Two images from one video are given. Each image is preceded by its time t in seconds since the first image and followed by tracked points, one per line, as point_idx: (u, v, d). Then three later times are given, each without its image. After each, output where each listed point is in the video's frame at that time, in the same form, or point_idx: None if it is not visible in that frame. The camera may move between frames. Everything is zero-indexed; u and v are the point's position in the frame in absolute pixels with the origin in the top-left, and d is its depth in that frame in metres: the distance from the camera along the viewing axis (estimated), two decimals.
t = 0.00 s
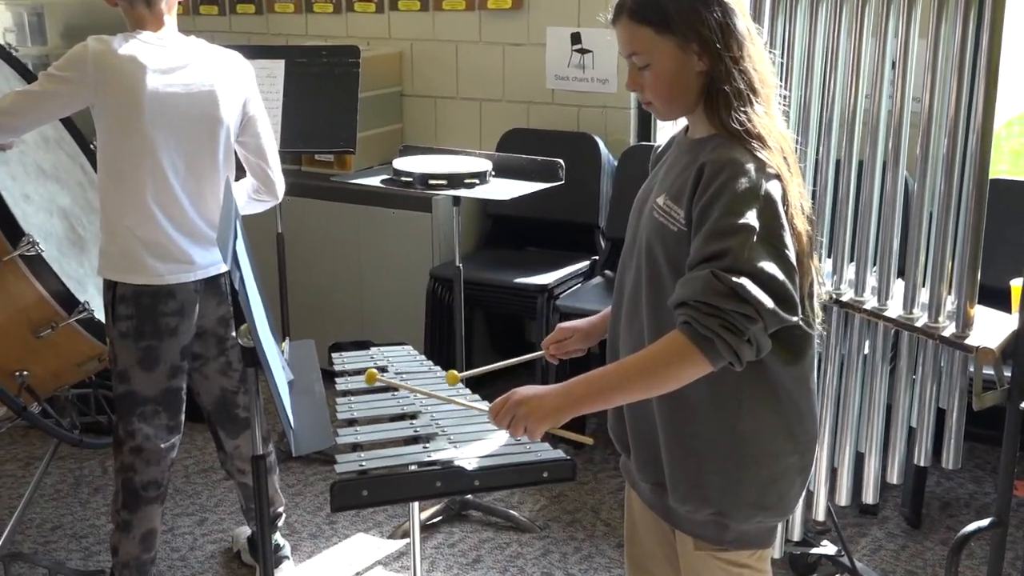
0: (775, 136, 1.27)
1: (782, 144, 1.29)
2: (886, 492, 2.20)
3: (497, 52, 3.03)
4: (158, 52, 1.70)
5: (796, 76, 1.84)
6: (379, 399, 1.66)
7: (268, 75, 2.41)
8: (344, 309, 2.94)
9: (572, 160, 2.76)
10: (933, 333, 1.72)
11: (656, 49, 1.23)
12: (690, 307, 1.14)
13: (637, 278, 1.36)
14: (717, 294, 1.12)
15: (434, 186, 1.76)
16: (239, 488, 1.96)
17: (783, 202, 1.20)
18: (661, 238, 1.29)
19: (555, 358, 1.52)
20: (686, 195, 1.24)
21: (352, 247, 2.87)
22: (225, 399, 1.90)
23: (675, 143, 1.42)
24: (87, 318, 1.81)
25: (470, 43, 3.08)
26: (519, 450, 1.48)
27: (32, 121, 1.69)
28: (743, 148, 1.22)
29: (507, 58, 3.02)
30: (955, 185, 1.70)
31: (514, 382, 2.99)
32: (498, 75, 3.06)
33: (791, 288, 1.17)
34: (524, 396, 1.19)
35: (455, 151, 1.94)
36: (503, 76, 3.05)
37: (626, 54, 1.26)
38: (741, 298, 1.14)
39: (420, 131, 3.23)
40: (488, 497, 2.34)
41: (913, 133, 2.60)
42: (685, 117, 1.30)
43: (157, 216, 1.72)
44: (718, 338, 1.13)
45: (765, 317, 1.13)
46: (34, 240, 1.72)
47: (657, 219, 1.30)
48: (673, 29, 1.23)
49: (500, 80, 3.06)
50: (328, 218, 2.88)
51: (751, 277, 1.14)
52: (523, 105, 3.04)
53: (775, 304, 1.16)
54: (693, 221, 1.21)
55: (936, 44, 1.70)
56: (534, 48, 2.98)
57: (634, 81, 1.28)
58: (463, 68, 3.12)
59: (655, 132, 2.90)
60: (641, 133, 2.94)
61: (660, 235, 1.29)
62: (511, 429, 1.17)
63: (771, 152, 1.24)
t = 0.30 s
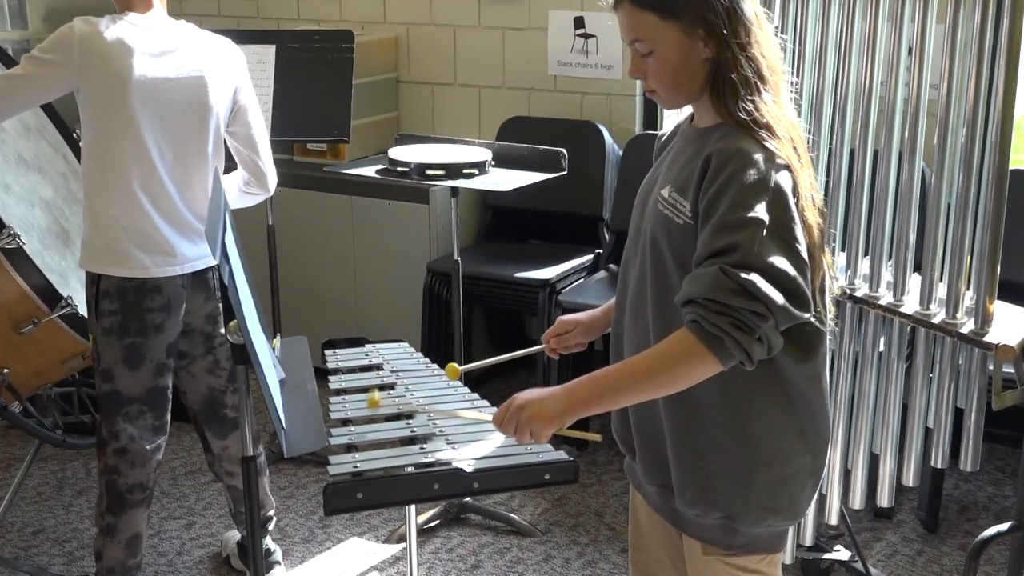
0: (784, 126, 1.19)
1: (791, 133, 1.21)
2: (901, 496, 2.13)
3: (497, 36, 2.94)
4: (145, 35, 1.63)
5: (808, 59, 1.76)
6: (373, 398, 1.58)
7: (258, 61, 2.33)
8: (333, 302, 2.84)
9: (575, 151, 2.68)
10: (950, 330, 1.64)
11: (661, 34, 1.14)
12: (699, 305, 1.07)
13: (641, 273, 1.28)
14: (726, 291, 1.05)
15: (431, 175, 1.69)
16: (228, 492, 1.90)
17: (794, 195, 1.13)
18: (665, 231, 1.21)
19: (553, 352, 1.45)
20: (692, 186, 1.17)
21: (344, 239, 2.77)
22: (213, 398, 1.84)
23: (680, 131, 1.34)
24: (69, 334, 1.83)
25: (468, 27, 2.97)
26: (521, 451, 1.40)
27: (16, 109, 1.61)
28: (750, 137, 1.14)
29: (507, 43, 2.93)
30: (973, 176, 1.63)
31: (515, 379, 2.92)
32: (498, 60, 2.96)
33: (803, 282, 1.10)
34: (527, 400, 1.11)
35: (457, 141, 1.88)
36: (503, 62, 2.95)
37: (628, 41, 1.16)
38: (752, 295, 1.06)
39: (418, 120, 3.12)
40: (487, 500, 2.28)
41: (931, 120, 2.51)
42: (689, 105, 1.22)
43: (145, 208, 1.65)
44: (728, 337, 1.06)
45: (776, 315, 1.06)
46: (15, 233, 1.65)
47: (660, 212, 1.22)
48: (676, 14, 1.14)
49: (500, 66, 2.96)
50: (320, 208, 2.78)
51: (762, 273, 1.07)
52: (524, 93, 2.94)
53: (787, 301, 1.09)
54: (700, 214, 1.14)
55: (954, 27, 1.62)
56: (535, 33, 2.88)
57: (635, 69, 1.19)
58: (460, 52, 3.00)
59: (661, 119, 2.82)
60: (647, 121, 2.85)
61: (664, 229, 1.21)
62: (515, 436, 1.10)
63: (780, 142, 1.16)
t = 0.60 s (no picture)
0: (810, 108, 1.12)
1: (817, 115, 1.14)
2: (917, 495, 2.06)
3: (498, 16, 2.83)
4: (136, 12, 1.58)
5: (824, 39, 1.68)
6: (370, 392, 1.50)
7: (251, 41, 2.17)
8: (326, 292, 2.75)
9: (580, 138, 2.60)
10: (971, 323, 1.57)
11: (679, 14, 1.06)
12: (735, 297, 1.00)
13: (655, 266, 1.20)
14: (764, 282, 0.98)
15: (430, 162, 1.64)
16: (218, 492, 1.83)
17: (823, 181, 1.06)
18: (684, 220, 1.14)
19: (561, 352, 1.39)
20: (714, 172, 1.10)
21: (340, 228, 2.68)
22: (202, 395, 1.77)
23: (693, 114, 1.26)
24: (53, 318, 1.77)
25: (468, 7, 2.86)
26: (525, 449, 1.33)
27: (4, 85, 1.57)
28: (775, 123, 1.07)
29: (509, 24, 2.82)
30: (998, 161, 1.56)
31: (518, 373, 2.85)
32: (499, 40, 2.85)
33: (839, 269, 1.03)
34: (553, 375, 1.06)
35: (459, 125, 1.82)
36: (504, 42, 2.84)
37: (642, 23, 1.08)
38: (791, 284, 1.00)
39: (416, 101, 3.00)
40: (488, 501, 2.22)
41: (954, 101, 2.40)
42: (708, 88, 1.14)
43: (135, 192, 1.60)
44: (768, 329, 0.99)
45: (817, 304, 1.00)
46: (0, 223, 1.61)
47: (678, 200, 1.15)
48: None
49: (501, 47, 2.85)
50: (315, 196, 2.69)
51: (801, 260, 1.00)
52: (529, 75, 2.83)
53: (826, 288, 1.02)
54: (725, 203, 1.07)
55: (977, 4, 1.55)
56: (538, 13, 2.78)
57: (650, 52, 1.10)
58: (460, 33, 2.89)
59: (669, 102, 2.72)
60: (655, 105, 2.75)
61: (683, 218, 1.13)
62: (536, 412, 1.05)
63: (806, 125, 1.09)
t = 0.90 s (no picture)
0: (844, 89, 1.05)
1: (850, 97, 1.07)
2: (936, 492, 1.99)
3: None
4: None
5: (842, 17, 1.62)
6: (366, 384, 1.44)
7: (243, 19, 2.04)
8: (322, 279, 2.69)
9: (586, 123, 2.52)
10: (994, 314, 1.51)
11: None
12: (791, 292, 0.93)
13: (676, 254, 1.13)
14: (823, 274, 0.92)
15: (431, 145, 1.57)
16: (202, 488, 1.77)
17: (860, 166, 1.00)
18: (711, 206, 1.07)
19: (575, 336, 1.31)
20: (744, 156, 1.03)
21: (339, 214, 2.62)
22: (184, 392, 1.72)
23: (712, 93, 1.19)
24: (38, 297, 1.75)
25: None
26: (528, 444, 1.27)
27: None
28: (807, 103, 1.00)
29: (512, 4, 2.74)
30: None
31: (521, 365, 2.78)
32: (502, 20, 2.76)
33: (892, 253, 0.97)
34: (608, 387, 0.98)
35: (459, 108, 1.75)
36: (507, 22, 2.76)
37: None
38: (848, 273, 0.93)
39: (414, 81, 2.92)
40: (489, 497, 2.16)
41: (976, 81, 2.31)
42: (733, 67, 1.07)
43: (126, 175, 1.53)
44: (831, 322, 0.93)
45: (878, 291, 0.94)
46: None
47: (703, 186, 1.08)
48: None
49: (503, 28, 2.77)
50: (314, 183, 2.62)
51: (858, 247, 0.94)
52: (531, 54, 2.75)
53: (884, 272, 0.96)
54: (759, 190, 1.00)
55: None
56: None
57: (673, 30, 1.04)
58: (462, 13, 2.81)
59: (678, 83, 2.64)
60: (664, 86, 2.66)
61: (710, 204, 1.06)
62: (594, 428, 0.97)
63: (840, 107, 1.03)
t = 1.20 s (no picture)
0: (881, 68, 1.02)
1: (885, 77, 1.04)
2: (955, 488, 1.93)
3: None
4: None
5: None
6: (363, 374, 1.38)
7: None
8: (315, 263, 2.63)
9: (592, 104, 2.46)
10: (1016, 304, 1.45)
11: None
12: (841, 284, 0.91)
13: (703, 238, 1.09)
14: (876, 264, 0.90)
15: (430, 127, 1.54)
16: (186, 482, 1.71)
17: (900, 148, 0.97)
18: (741, 191, 1.03)
19: (570, 327, 1.25)
20: (780, 139, 0.99)
21: (336, 201, 2.55)
22: (166, 388, 1.66)
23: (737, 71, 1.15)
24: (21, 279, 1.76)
25: None
26: (531, 437, 1.21)
27: None
28: (847, 84, 0.97)
29: None
30: None
31: (523, 355, 2.71)
32: None
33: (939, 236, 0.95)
34: (655, 391, 0.95)
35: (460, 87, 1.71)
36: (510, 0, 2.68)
37: None
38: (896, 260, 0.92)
39: (413, 57, 2.84)
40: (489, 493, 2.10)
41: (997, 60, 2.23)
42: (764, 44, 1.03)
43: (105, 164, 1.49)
44: (884, 312, 0.91)
45: (930, 277, 0.92)
46: None
47: (734, 169, 1.04)
48: None
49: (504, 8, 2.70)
50: (311, 171, 2.56)
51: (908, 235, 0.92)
52: (535, 31, 2.68)
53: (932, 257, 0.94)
54: (799, 175, 0.96)
55: None
56: None
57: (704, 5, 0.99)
58: None
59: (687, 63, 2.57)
60: (673, 64, 2.59)
61: (742, 188, 1.03)
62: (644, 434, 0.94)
63: (878, 86, 0.99)
